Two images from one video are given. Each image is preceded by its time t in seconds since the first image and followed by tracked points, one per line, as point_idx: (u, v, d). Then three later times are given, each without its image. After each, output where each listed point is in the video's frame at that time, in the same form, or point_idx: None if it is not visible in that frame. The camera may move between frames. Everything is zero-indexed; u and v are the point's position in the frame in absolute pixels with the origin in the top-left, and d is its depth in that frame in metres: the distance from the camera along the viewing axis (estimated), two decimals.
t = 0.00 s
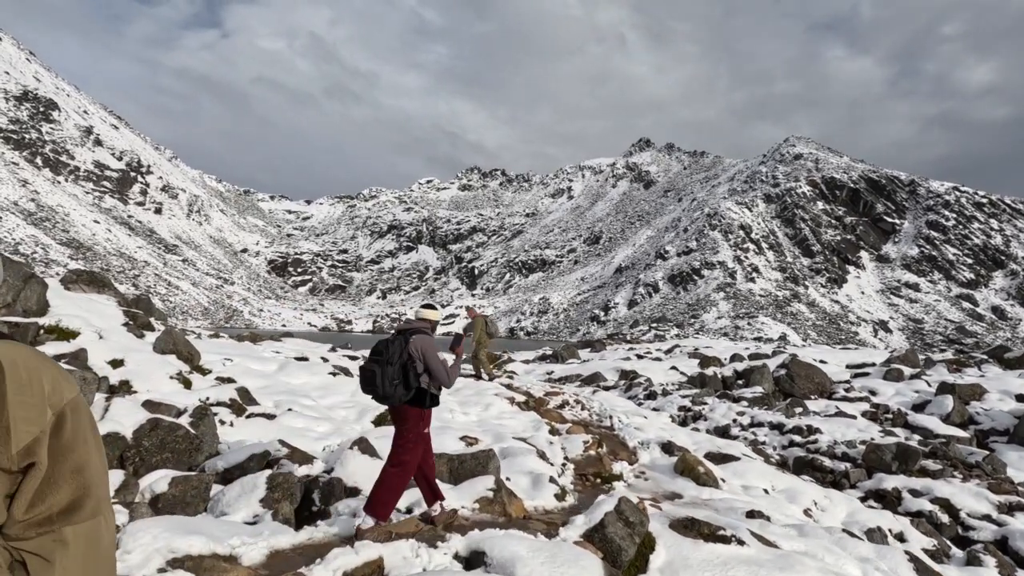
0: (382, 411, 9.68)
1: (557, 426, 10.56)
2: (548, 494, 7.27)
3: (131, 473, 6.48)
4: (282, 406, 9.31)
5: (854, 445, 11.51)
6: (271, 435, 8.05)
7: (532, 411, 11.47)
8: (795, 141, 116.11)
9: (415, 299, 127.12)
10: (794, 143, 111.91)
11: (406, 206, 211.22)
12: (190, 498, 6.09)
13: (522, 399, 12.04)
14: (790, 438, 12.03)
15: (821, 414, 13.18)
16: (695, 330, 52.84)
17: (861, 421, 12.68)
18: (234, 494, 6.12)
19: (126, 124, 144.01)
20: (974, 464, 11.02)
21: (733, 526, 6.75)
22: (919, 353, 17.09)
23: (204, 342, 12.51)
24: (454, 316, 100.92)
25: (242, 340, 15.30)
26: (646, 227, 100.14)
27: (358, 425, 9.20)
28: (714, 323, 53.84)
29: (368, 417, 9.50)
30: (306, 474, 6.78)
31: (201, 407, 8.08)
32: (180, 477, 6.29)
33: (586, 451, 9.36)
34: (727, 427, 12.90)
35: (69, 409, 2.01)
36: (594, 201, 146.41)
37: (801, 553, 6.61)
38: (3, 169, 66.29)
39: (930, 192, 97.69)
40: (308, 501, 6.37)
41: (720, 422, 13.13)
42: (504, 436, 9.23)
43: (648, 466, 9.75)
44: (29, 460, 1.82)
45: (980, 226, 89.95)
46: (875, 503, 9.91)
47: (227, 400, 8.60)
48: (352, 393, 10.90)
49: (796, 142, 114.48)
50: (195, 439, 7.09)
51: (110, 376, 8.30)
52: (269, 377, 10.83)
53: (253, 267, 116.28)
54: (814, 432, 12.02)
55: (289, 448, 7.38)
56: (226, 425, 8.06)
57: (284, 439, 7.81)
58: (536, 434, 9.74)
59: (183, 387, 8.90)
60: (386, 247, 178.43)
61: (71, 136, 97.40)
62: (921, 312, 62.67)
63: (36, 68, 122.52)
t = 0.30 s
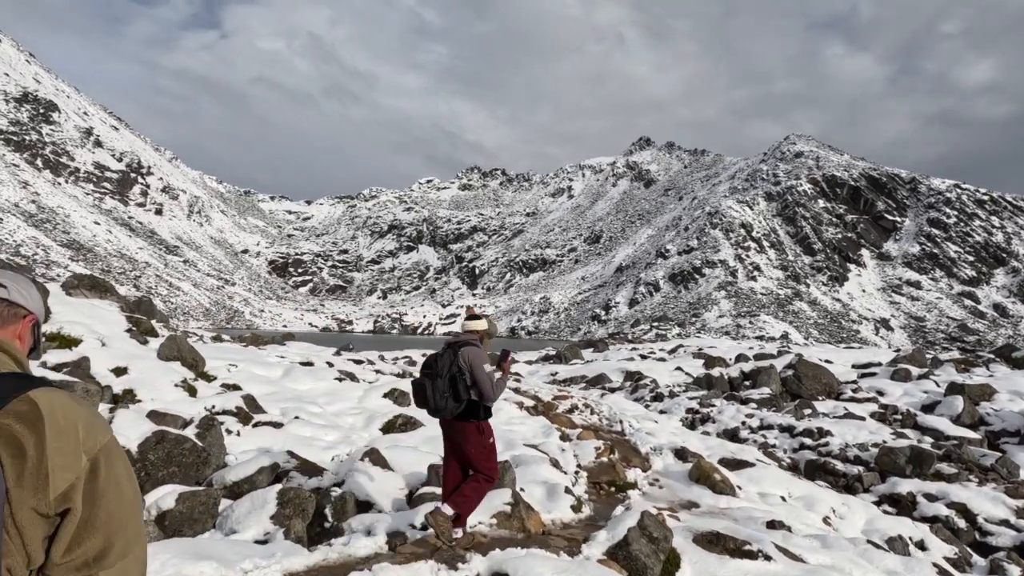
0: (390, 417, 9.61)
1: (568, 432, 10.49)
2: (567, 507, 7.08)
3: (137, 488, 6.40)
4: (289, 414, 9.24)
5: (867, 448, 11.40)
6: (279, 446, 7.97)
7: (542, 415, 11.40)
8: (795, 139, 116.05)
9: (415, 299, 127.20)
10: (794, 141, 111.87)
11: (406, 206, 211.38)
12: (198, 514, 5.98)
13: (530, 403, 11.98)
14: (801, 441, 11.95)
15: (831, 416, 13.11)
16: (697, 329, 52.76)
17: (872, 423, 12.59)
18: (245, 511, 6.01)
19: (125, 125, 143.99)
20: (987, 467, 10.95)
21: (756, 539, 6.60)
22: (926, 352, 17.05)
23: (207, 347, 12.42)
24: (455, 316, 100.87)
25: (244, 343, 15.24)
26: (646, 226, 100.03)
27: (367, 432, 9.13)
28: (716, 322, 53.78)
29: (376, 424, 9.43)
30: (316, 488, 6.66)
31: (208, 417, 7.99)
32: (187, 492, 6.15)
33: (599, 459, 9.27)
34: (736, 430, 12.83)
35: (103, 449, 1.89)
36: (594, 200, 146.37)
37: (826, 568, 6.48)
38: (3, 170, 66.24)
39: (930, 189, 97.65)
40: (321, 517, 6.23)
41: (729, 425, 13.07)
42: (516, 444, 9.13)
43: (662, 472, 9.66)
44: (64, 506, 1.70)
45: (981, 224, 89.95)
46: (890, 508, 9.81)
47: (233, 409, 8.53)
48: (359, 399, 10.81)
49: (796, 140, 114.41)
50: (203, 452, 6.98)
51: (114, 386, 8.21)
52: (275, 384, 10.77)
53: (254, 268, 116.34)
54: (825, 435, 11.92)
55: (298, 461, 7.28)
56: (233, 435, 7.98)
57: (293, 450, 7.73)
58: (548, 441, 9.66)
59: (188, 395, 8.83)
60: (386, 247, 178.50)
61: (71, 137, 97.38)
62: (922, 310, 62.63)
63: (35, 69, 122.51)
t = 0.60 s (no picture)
0: (395, 420, 9.57)
1: (576, 436, 10.42)
2: (579, 515, 6.98)
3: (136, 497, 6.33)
4: (292, 418, 9.20)
5: (876, 451, 11.30)
6: (282, 451, 7.93)
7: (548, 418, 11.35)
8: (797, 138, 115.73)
9: (417, 298, 127.14)
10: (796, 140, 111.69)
11: (407, 205, 211.29)
12: (198, 525, 5.90)
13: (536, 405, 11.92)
14: (808, 443, 11.87)
15: (837, 418, 13.04)
16: (698, 329, 52.66)
17: (879, 424, 12.51)
18: (246, 523, 5.95)
19: (126, 125, 144.12)
20: (998, 469, 10.86)
21: (772, 549, 6.46)
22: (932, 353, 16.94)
23: (209, 349, 12.39)
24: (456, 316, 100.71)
25: (246, 343, 15.19)
26: (648, 225, 99.81)
27: (371, 435, 9.10)
28: (717, 321, 53.65)
29: (380, 427, 9.39)
30: (318, 496, 6.60)
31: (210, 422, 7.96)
32: (186, 502, 6.07)
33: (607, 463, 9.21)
34: (742, 432, 12.77)
35: (91, 429, 2.17)
36: (595, 199, 146.19)
37: None
38: (5, 171, 66.32)
39: (933, 188, 97.34)
40: (325, 526, 6.18)
41: (735, 427, 13.01)
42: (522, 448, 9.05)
43: (671, 477, 9.58)
44: (48, 482, 1.97)
45: (984, 222, 89.61)
46: (901, 511, 9.71)
47: (234, 413, 8.51)
48: (362, 401, 10.79)
49: (798, 139, 114.11)
50: (202, 460, 6.92)
51: (112, 391, 8.17)
52: (277, 386, 10.74)
53: (255, 268, 116.40)
54: (833, 437, 11.85)
55: (300, 468, 7.19)
56: (234, 440, 7.94)
57: (295, 456, 7.67)
58: (555, 445, 9.59)
59: (188, 399, 8.79)
60: (387, 246, 178.47)
61: (72, 138, 97.47)
62: (925, 310, 62.41)
63: (36, 70, 122.62)
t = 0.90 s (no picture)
0: (396, 420, 9.51)
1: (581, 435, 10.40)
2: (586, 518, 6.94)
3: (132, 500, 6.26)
4: (291, 417, 9.13)
5: (885, 451, 11.22)
6: (281, 452, 7.86)
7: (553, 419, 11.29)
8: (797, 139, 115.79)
9: (416, 299, 127.03)
10: (796, 141, 111.69)
11: (408, 206, 211.49)
12: (193, 528, 5.80)
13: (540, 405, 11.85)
14: (815, 444, 11.80)
15: (843, 418, 12.97)
16: (699, 329, 52.57)
17: (886, 425, 12.43)
18: (242, 528, 5.89)
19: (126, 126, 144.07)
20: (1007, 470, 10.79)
21: (789, 552, 6.39)
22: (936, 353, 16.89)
23: (208, 348, 12.34)
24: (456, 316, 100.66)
25: (246, 343, 15.10)
26: (648, 226, 99.86)
27: (373, 435, 9.04)
28: (717, 322, 53.57)
29: (382, 427, 9.33)
30: (318, 498, 6.52)
31: (207, 421, 7.89)
32: (181, 505, 5.98)
33: (614, 464, 9.18)
34: (748, 432, 12.71)
35: (87, 401, 2.19)
36: (595, 200, 146.26)
37: None
38: (5, 171, 66.26)
39: (933, 189, 97.40)
40: (326, 530, 6.13)
41: (740, 427, 12.94)
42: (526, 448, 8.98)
43: (679, 478, 9.53)
44: (39, 449, 1.99)
45: (983, 223, 89.60)
46: (911, 513, 9.62)
47: (232, 412, 8.44)
48: (363, 401, 10.72)
49: (798, 140, 114.15)
50: (198, 461, 6.83)
51: (108, 389, 8.10)
52: (276, 385, 10.65)
53: (255, 268, 116.34)
54: (840, 438, 11.78)
55: (300, 469, 7.10)
56: (232, 440, 7.87)
57: (294, 457, 7.57)
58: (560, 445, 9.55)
59: (185, 398, 8.72)
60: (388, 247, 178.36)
61: (73, 138, 97.49)
62: (925, 310, 62.36)
63: (37, 70, 122.66)
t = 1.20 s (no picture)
0: (401, 422, 9.42)
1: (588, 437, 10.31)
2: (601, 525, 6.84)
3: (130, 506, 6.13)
4: (294, 419, 9.05)
5: (896, 453, 11.11)
6: (284, 454, 7.76)
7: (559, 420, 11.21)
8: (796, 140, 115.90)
9: (416, 300, 126.82)
10: (795, 142, 111.89)
11: (407, 207, 211.38)
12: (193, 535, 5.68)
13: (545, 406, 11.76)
14: (824, 445, 11.73)
15: (850, 420, 12.90)
16: (698, 330, 52.53)
17: (895, 426, 12.36)
18: (244, 535, 5.80)
19: (125, 127, 143.92)
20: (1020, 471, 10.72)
21: (815, 559, 6.26)
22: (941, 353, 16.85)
23: (209, 349, 12.24)
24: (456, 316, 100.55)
25: (247, 344, 15.01)
26: (647, 227, 99.92)
27: (378, 437, 8.94)
28: (716, 323, 53.52)
29: (388, 429, 9.25)
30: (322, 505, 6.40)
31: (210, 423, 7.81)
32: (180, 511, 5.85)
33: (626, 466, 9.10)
34: (756, 433, 12.63)
35: (161, 392, 2.44)
36: (594, 201, 146.33)
37: None
38: (3, 172, 66.09)
39: (932, 190, 97.52)
40: (334, 537, 6.03)
41: (747, 428, 12.87)
42: (534, 450, 8.89)
43: (691, 481, 9.47)
44: (118, 426, 2.25)
45: (982, 224, 89.69)
46: (926, 516, 9.52)
47: (233, 414, 8.35)
48: (367, 402, 10.66)
49: (797, 142, 114.44)
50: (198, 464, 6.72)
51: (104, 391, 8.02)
52: (278, 386, 10.57)
53: (254, 270, 116.22)
54: (850, 440, 11.72)
55: (304, 473, 6.98)
56: (234, 442, 7.78)
57: (299, 460, 7.45)
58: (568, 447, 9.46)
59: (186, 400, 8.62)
60: (387, 248, 178.18)
61: (71, 139, 97.38)
62: (924, 311, 62.33)
63: (35, 71, 122.61)
